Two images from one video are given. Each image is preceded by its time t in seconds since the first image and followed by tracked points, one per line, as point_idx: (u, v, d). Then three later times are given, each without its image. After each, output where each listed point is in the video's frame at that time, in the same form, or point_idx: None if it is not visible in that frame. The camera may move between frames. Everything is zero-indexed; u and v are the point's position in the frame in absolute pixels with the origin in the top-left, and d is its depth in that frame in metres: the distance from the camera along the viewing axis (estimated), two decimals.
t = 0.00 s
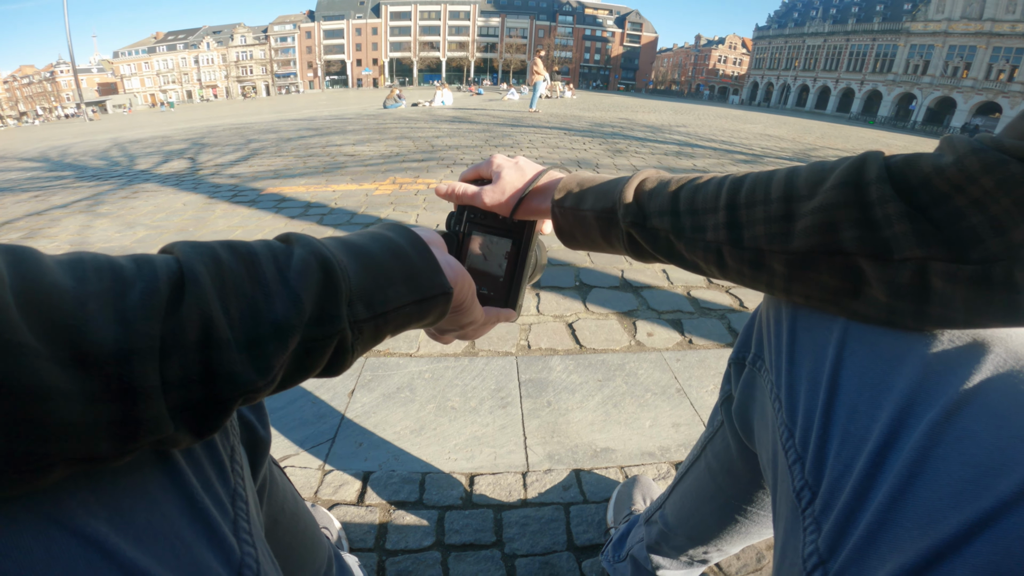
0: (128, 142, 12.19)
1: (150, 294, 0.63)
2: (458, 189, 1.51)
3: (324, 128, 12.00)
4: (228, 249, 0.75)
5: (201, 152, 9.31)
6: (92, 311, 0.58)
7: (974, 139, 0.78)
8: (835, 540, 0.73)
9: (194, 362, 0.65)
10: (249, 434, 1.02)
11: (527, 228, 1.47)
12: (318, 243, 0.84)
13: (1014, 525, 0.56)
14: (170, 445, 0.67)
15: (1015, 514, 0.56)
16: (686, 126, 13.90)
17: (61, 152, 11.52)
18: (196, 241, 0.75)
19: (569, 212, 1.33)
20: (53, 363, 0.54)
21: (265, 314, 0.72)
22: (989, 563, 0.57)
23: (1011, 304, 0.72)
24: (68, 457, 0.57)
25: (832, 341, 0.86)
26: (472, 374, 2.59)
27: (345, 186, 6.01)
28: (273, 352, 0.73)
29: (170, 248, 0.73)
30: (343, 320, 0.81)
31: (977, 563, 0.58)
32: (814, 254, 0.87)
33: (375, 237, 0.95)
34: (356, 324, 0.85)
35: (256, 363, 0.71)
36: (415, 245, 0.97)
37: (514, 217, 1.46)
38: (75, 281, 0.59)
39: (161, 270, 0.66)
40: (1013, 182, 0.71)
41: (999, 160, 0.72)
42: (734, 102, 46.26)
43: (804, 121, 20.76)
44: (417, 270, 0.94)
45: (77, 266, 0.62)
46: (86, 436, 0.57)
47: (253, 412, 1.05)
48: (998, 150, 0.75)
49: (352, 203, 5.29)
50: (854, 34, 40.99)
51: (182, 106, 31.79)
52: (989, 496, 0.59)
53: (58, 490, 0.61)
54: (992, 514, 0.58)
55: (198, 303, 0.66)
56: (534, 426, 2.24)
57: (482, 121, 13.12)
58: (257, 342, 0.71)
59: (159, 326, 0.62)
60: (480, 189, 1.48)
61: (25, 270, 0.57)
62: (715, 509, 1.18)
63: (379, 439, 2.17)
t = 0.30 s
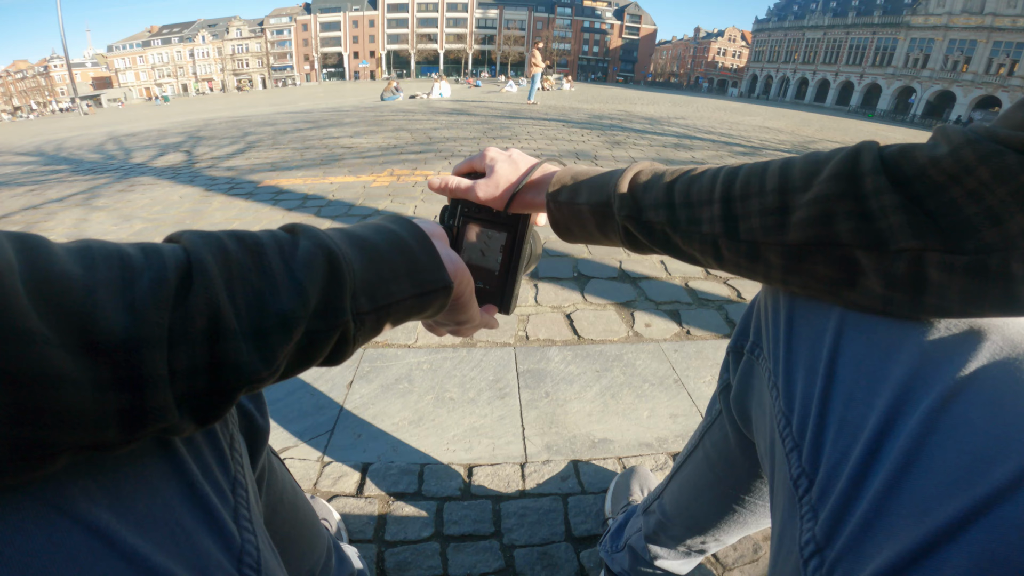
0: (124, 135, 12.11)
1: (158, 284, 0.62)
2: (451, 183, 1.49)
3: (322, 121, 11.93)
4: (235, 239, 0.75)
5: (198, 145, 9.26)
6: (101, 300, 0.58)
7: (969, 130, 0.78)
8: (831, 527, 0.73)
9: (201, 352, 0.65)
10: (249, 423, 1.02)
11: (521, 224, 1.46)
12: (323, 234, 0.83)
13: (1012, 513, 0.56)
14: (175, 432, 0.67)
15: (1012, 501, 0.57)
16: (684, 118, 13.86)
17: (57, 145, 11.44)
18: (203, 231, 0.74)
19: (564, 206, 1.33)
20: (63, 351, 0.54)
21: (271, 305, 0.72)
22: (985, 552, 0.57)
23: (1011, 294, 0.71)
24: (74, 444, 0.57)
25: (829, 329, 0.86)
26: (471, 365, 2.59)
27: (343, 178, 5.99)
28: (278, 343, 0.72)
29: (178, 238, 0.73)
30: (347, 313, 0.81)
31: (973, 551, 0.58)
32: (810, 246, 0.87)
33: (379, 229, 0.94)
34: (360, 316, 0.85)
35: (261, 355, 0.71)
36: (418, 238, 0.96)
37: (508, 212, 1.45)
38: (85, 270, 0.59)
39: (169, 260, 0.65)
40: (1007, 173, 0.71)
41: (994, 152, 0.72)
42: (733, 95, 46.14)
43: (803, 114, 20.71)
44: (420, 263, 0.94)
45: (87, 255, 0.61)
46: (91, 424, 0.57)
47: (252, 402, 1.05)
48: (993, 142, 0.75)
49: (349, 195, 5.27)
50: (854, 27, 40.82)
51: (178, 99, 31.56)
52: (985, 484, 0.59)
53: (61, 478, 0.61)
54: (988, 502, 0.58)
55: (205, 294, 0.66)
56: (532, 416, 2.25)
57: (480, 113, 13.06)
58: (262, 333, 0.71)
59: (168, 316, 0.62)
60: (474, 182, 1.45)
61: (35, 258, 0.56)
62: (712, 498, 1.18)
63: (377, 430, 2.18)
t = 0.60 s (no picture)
0: (120, 127, 12.04)
1: (163, 257, 0.62)
2: (448, 164, 1.50)
3: (319, 112, 11.86)
4: (240, 216, 0.75)
5: (194, 136, 9.20)
6: (106, 272, 0.57)
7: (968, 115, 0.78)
8: (828, 513, 0.73)
9: (204, 326, 0.65)
10: (249, 410, 1.02)
11: (517, 204, 1.44)
12: (328, 212, 0.83)
13: (1008, 498, 0.56)
14: (177, 408, 0.67)
15: (1008, 485, 0.57)
16: (683, 110, 13.80)
17: (53, 137, 11.37)
18: (207, 207, 0.74)
19: (559, 183, 1.33)
20: (67, 324, 0.54)
21: (273, 279, 0.72)
22: (982, 538, 0.57)
23: (1010, 277, 0.71)
24: (77, 420, 0.57)
25: (824, 314, 0.86)
26: (469, 355, 2.60)
27: (340, 169, 5.96)
28: (284, 317, 0.72)
29: (183, 215, 0.73)
30: (354, 289, 0.81)
31: (971, 537, 0.58)
32: (809, 222, 0.88)
33: (384, 208, 0.94)
34: (365, 294, 0.84)
35: (266, 331, 0.71)
36: (424, 217, 0.96)
37: (503, 191, 1.45)
38: (88, 243, 0.59)
39: (173, 236, 0.65)
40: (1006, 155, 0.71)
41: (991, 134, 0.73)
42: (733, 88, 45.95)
43: (803, 107, 20.66)
44: (426, 242, 0.94)
45: (92, 230, 0.61)
46: (94, 399, 0.57)
47: (252, 389, 1.05)
48: (990, 126, 0.75)
49: (346, 185, 5.25)
50: (855, 19, 40.61)
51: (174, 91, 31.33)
52: (981, 468, 0.60)
53: (58, 462, 0.61)
54: (985, 486, 0.59)
55: (211, 267, 0.66)
56: (531, 406, 2.25)
57: (479, 104, 12.99)
58: (267, 308, 0.71)
59: (171, 289, 0.62)
60: (471, 162, 1.47)
61: (38, 233, 0.56)
62: (709, 486, 1.19)
63: (376, 420, 2.18)
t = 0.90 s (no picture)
0: (119, 123, 12.02)
1: (164, 251, 0.62)
2: (445, 160, 1.49)
3: (318, 108, 11.83)
4: (242, 210, 0.74)
5: (193, 133, 9.18)
6: (105, 266, 0.57)
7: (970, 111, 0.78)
8: (829, 507, 0.73)
9: (207, 321, 0.65)
10: (250, 405, 1.02)
11: (514, 202, 1.45)
12: (332, 206, 0.83)
13: (1011, 492, 0.56)
14: (180, 403, 0.67)
15: (1011, 480, 0.57)
16: (684, 107, 13.77)
17: (51, 134, 11.35)
18: (208, 202, 0.74)
19: (558, 180, 1.32)
20: (67, 319, 0.54)
21: (277, 273, 0.71)
22: (985, 532, 0.57)
23: (1008, 275, 0.72)
24: (78, 414, 0.57)
25: (825, 307, 0.86)
26: (470, 350, 2.60)
27: (340, 165, 5.95)
28: (286, 312, 0.72)
29: (185, 209, 0.73)
30: (356, 285, 0.81)
31: (973, 531, 0.58)
32: (811, 219, 0.87)
33: (388, 202, 0.94)
34: (369, 288, 0.84)
35: (269, 325, 0.70)
36: (428, 212, 0.96)
37: (500, 189, 1.44)
38: (89, 237, 0.59)
39: (175, 230, 0.65)
40: (1009, 153, 0.71)
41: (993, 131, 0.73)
42: (733, 85, 45.86)
43: (804, 104, 20.61)
44: (429, 236, 0.93)
45: (92, 224, 0.61)
46: (96, 393, 0.56)
47: (254, 382, 1.05)
48: (991, 123, 0.75)
49: (346, 181, 5.24)
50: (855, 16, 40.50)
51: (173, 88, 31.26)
52: (984, 462, 0.60)
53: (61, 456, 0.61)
54: (987, 481, 0.59)
55: (212, 261, 0.66)
56: (531, 402, 2.26)
57: (479, 100, 12.95)
58: (270, 302, 0.70)
59: (173, 284, 0.62)
60: (468, 159, 1.46)
61: (38, 227, 0.56)
62: (709, 481, 1.19)
63: (377, 416, 2.18)
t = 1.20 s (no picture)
0: (121, 121, 12.04)
1: (174, 251, 0.62)
2: (445, 162, 1.48)
3: (319, 106, 11.83)
4: (249, 210, 0.75)
5: (195, 131, 9.19)
6: (116, 264, 0.57)
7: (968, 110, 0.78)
8: (831, 504, 0.73)
9: (217, 320, 0.65)
10: (254, 402, 1.02)
11: (513, 204, 1.44)
12: (337, 205, 0.83)
13: (1011, 488, 0.56)
14: (189, 403, 0.68)
15: (1011, 476, 0.57)
16: (685, 104, 13.75)
17: (53, 132, 11.35)
18: (214, 201, 0.74)
19: (558, 182, 1.32)
20: (78, 317, 0.54)
21: (284, 273, 0.71)
22: (986, 528, 0.57)
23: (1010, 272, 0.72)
24: (89, 413, 0.57)
25: (827, 305, 0.86)
26: (471, 348, 2.60)
27: (341, 163, 5.95)
28: (294, 311, 0.72)
29: (191, 208, 0.73)
30: (363, 284, 0.81)
31: (975, 527, 0.58)
32: (811, 220, 0.87)
33: (393, 201, 0.94)
34: (375, 287, 0.84)
35: (276, 324, 0.71)
36: (433, 210, 0.95)
37: (500, 191, 1.45)
38: (99, 236, 0.59)
39: (183, 229, 0.65)
40: (1005, 152, 0.71)
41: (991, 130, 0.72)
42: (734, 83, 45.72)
43: (806, 102, 20.55)
44: (434, 235, 0.93)
45: (102, 223, 0.61)
46: (107, 392, 0.57)
47: (257, 379, 1.05)
48: (989, 121, 0.75)
49: (348, 179, 5.24)
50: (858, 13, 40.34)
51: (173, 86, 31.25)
52: (985, 459, 0.60)
53: (70, 454, 0.62)
54: (988, 477, 0.59)
55: (222, 260, 0.66)
56: (532, 400, 2.26)
57: (480, 98, 12.93)
58: (277, 301, 0.71)
59: (183, 283, 0.62)
60: (468, 160, 1.46)
61: (48, 226, 0.56)
62: (711, 478, 1.19)
63: (379, 413, 2.19)
